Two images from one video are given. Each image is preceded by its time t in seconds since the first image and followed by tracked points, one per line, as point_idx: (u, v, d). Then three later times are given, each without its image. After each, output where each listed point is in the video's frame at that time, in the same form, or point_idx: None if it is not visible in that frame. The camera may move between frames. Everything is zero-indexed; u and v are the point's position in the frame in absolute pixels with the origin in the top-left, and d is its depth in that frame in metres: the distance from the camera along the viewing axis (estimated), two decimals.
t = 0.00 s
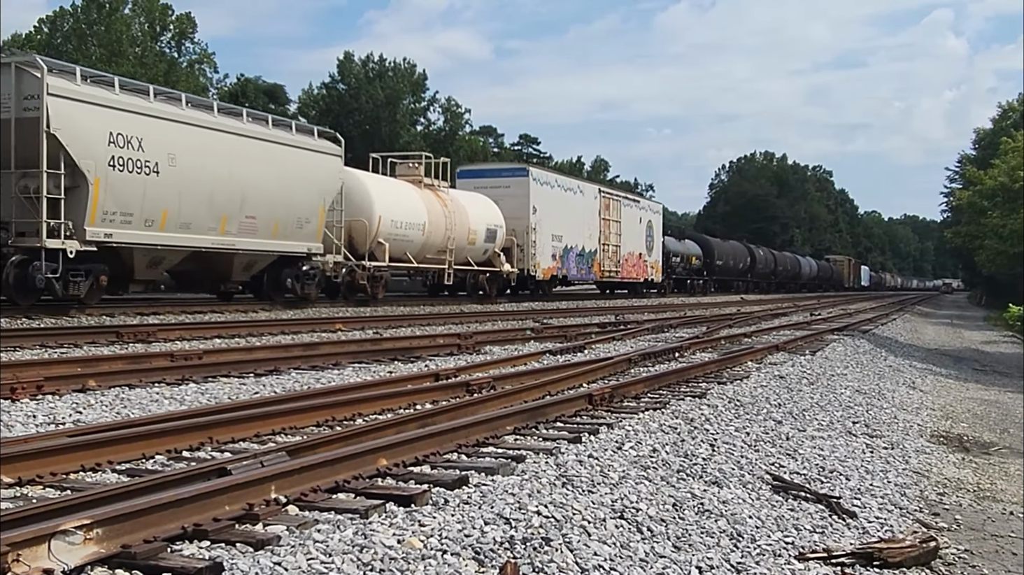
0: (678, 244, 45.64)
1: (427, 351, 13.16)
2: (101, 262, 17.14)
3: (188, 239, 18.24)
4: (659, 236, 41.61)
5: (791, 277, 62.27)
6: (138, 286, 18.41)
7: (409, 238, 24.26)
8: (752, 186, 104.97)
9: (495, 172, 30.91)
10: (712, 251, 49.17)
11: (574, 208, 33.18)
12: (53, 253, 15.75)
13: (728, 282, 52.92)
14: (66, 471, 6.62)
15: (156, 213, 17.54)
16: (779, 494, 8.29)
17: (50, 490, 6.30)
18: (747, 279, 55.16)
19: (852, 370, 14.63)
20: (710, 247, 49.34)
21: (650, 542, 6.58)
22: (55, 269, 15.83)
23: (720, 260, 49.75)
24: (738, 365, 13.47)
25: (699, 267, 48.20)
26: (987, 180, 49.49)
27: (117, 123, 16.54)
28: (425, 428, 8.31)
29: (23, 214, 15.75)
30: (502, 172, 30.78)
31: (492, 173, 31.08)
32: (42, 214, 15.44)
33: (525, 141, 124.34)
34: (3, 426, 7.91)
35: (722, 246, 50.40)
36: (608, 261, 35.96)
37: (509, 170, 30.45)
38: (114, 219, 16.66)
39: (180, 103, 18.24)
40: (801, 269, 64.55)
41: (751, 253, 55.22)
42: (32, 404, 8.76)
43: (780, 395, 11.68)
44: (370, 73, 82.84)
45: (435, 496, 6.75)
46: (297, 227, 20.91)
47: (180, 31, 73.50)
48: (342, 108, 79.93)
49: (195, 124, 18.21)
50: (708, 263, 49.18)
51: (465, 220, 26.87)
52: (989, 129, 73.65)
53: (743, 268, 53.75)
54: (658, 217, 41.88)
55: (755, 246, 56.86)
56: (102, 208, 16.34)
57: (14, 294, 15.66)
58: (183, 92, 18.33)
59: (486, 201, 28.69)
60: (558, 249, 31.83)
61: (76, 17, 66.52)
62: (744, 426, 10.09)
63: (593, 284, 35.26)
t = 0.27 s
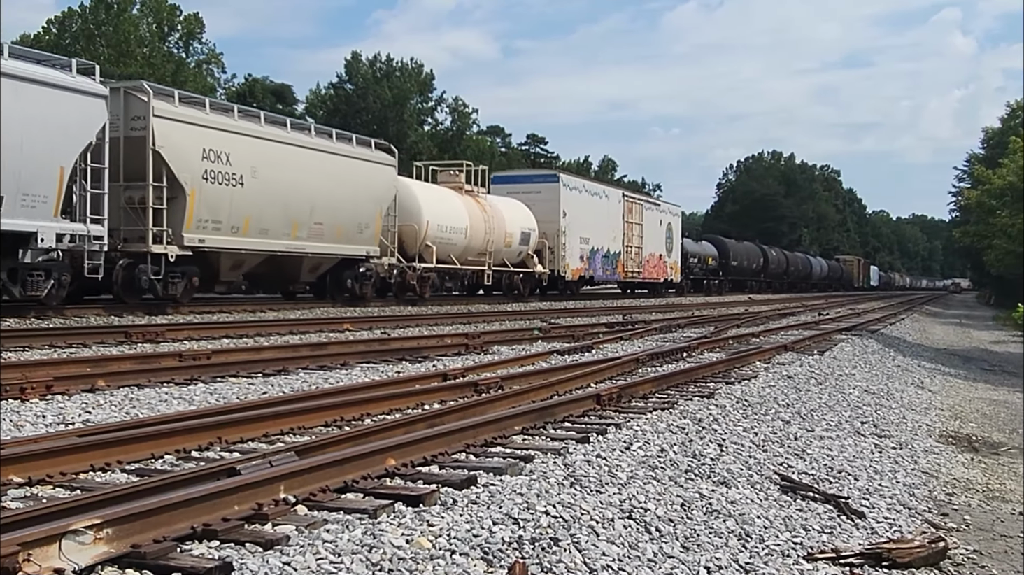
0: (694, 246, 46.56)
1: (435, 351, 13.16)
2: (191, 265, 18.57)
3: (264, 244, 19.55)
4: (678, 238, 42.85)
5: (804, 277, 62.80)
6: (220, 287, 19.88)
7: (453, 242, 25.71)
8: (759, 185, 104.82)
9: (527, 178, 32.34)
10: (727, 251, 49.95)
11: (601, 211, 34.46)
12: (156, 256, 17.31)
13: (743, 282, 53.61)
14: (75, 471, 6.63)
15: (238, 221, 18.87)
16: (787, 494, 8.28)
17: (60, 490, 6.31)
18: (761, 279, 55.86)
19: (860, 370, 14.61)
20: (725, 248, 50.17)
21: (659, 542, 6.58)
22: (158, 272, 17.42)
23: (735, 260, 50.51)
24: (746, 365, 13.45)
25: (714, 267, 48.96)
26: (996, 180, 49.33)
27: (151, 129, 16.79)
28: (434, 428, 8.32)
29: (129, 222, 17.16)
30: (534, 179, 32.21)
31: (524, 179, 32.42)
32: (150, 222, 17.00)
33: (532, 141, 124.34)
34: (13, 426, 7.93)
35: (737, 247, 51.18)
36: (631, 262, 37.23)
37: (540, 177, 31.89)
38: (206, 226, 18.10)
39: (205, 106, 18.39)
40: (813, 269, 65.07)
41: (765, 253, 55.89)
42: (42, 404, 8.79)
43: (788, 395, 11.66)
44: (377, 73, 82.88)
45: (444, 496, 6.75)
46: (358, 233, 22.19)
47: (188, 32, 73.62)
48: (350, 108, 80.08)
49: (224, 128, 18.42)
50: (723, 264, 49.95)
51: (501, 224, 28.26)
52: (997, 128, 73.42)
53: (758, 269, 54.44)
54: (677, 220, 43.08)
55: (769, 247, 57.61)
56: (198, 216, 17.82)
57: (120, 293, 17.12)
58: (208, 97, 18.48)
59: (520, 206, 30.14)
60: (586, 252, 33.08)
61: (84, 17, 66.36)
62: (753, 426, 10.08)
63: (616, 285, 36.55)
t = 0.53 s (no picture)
0: (710, 247, 47.72)
1: (444, 352, 13.17)
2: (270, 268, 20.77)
3: (330, 248, 21.67)
4: (695, 240, 44.53)
5: (816, 278, 63.25)
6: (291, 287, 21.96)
7: (493, 246, 27.35)
8: (767, 186, 104.74)
9: (556, 185, 34.26)
10: (741, 252, 50.85)
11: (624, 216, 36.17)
12: (240, 259, 19.40)
13: (757, 283, 54.47)
14: (86, 471, 6.65)
15: (309, 227, 21.06)
16: (796, 495, 8.27)
17: (71, 490, 6.33)
18: (775, 279, 56.62)
19: (869, 371, 14.58)
20: (739, 250, 51.13)
21: (668, 543, 6.58)
22: (243, 274, 19.55)
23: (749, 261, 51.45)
24: (755, 366, 13.45)
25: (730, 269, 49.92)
26: (1005, 180, 49.14)
27: (236, 145, 19.12)
28: (442, 429, 8.33)
29: (216, 229, 19.34)
30: (562, 185, 34.16)
31: (554, 185, 34.39)
32: (235, 229, 19.17)
33: (540, 141, 124.38)
34: (24, 426, 7.95)
35: (751, 249, 52.05)
36: (652, 263, 38.94)
37: (568, 184, 33.82)
38: (283, 233, 20.33)
39: (254, 118, 19.78)
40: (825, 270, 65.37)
41: (779, 254, 56.59)
42: (52, 404, 8.82)
43: (797, 396, 11.65)
44: (385, 74, 83.00)
45: (453, 496, 6.76)
46: (410, 237, 24.18)
47: (197, 33, 73.85)
48: (358, 108, 80.17)
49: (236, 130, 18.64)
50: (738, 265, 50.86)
51: (535, 228, 29.99)
52: (1007, 128, 73.20)
53: (772, 269, 55.18)
54: (693, 223, 44.80)
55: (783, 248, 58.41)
56: (276, 224, 20.04)
57: (209, 293, 19.22)
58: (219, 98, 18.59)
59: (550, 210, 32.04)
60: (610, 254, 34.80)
61: (93, 18, 66.65)
62: (761, 426, 10.07)
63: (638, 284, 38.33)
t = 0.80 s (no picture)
0: (727, 249, 48.76)
1: (454, 353, 13.18)
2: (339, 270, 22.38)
3: (391, 253, 23.17)
4: (713, 243, 46.02)
5: (829, 279, 63.50)
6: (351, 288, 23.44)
7: (531, 249, 29.07)
8: (777, 187, 104.61)
9: (586, 190, 35.85)
10: (757, 254, 51.62)
11: (649, 219, 37.89)
12: (315, 262, 21.05)
13: (773, 284, 55.14)
14: (96, 471, 6.67)
15: (372, 233, 22.54)
16: (806, 496, 8.25)
17: (81, 490, 6.35)
18: (790, 281, 57.17)
19: (880, 372, 14.55)
20: (755, 251, 51.97)
21: (677, 544, 6.57)
22: (315, 276, 21.13)
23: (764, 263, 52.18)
24: (765, 367, 13.44)
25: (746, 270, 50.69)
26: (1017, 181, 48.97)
27: (310, 158, 20.70)
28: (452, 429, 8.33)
29: (291, 234, 21.04)
30: (591, 191, 35.77)
31: (583, 190, 36.04)
32: (309, 235, 20.74)
33: (549, 142, 124.35)
34: (35, 426, 7.97)
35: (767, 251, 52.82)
36: (674, 265, 40.64)
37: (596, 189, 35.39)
38: (350, 238, 21.82)
39: (324, 133, 21.36)
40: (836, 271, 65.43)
41: (794, 256, 57.13)
42: (63, 404, 8.85)
43: (807, 397, 11.63)
44: (395, 75, 83.08)
45: (463, 497, 6.76)
46: (459, 241, 25.62)
47: (207, 34, 74.08)
48: (367, 110, 80.27)
49: (236, 125, 18.38)
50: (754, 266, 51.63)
51: (568, 232, 31.60)
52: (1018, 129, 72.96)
53: (787, 271, 55.73)
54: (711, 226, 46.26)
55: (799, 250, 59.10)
56: (344, 230, 21.55)
57: (284, 292, 20.85)
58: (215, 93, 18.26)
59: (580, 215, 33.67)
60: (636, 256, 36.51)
61: (104, 20, 66.83)
62: (771, 427, 10.06)
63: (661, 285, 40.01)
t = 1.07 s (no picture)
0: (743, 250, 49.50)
1: (460, 353, 13.18)
2: (394, 272, 24.52)
3: (439, 255, 25.17)
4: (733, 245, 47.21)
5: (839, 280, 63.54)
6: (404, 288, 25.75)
7: (563, 251, 30.93)
8: (785, 187, 104.47)
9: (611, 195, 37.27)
10: (770, 254, 52.13)
11: (671, 222, 39.20)
12: (375, 265, 23.21)
13: (786, 285, 55.53)
14: (102, 471, 6.68)
15: (423, 237, 24.65)
16: (813, 497, 8.23)
17: (87, 490, 6.36)
18: (803, 281, 57.55)
19: (887, 372, 14.52)
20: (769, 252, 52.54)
21: (683, 544, 6.55)
22: (375, 277, 23.42)
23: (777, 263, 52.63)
24: (772, 367, 13.43)
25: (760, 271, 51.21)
26: None
27: (372, 168, 22.97)
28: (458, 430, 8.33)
29: (354, 239, 23.25)
30: (616, 196, 37.20)
31: (609, 195, 37.51)
32: (370, 240, 22.93)
33: (557, 142, 124.33)
34: (42, 426, 8.00)
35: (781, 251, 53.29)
36: (693, 266, 41.79)
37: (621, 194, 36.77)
38: (405, 242, 23.95)
39: (384, 146, 23.66)
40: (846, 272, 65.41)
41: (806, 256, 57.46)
42: (70, 404, 8.87)
43: (814, 397, 11.60)
44: (402, 75, 83.09)
45: (468, 497, 6.76)
46: (499, 244, 27.60)
47: (214, 35, 74.22)
48: (375, 110, 80.34)
49: (274, 133, 19.72)
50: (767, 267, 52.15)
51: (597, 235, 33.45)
52: None
53: (800, 271, 56.06)
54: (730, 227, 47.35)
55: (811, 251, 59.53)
56: (400, 234, 23.68)
57: (346, 292, 23.26)
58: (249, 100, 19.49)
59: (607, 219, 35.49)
60: (660, 257, 37.91)
61: (111, 21, 66.92)
62: (778, 428, 10.04)
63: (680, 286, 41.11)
